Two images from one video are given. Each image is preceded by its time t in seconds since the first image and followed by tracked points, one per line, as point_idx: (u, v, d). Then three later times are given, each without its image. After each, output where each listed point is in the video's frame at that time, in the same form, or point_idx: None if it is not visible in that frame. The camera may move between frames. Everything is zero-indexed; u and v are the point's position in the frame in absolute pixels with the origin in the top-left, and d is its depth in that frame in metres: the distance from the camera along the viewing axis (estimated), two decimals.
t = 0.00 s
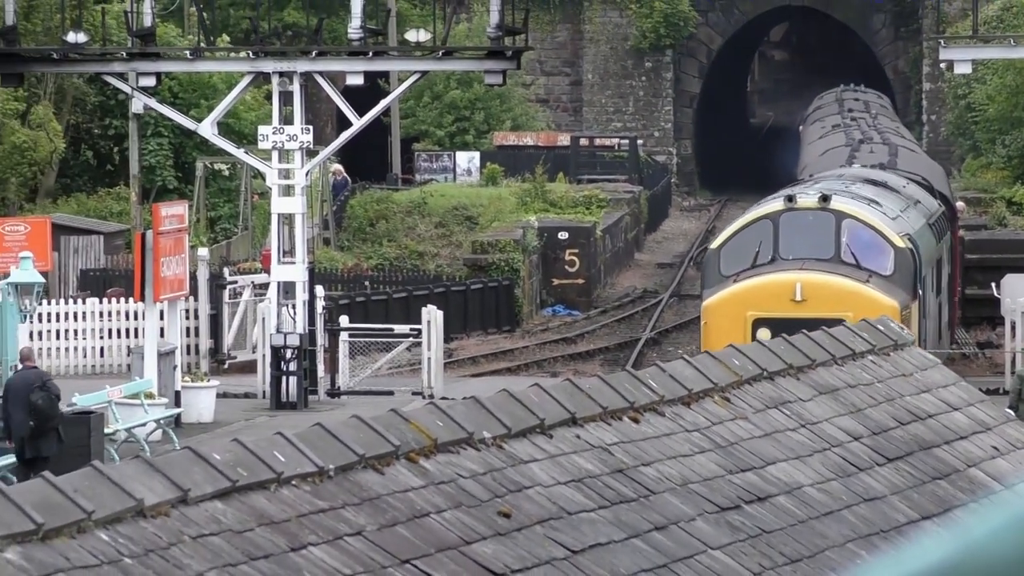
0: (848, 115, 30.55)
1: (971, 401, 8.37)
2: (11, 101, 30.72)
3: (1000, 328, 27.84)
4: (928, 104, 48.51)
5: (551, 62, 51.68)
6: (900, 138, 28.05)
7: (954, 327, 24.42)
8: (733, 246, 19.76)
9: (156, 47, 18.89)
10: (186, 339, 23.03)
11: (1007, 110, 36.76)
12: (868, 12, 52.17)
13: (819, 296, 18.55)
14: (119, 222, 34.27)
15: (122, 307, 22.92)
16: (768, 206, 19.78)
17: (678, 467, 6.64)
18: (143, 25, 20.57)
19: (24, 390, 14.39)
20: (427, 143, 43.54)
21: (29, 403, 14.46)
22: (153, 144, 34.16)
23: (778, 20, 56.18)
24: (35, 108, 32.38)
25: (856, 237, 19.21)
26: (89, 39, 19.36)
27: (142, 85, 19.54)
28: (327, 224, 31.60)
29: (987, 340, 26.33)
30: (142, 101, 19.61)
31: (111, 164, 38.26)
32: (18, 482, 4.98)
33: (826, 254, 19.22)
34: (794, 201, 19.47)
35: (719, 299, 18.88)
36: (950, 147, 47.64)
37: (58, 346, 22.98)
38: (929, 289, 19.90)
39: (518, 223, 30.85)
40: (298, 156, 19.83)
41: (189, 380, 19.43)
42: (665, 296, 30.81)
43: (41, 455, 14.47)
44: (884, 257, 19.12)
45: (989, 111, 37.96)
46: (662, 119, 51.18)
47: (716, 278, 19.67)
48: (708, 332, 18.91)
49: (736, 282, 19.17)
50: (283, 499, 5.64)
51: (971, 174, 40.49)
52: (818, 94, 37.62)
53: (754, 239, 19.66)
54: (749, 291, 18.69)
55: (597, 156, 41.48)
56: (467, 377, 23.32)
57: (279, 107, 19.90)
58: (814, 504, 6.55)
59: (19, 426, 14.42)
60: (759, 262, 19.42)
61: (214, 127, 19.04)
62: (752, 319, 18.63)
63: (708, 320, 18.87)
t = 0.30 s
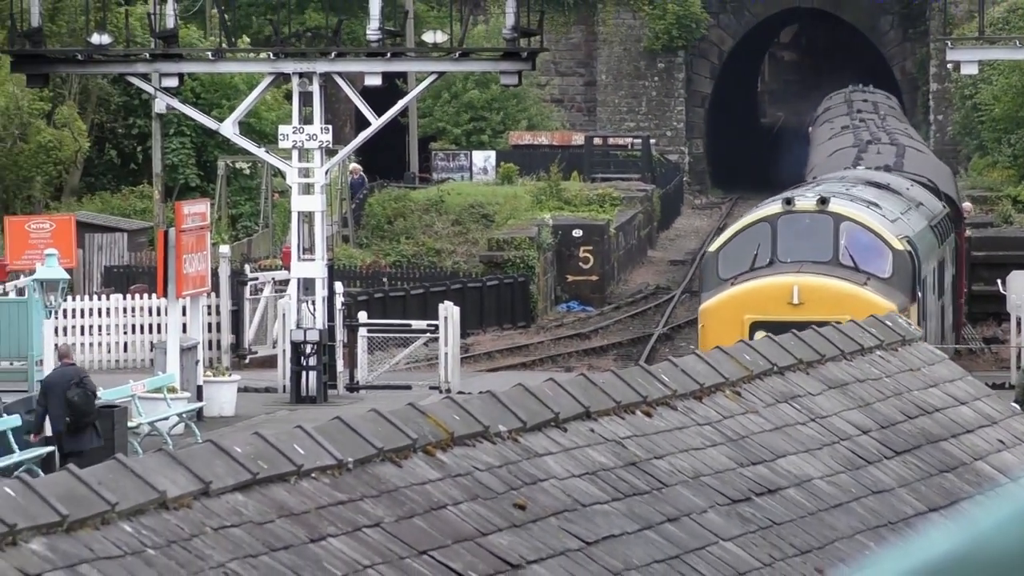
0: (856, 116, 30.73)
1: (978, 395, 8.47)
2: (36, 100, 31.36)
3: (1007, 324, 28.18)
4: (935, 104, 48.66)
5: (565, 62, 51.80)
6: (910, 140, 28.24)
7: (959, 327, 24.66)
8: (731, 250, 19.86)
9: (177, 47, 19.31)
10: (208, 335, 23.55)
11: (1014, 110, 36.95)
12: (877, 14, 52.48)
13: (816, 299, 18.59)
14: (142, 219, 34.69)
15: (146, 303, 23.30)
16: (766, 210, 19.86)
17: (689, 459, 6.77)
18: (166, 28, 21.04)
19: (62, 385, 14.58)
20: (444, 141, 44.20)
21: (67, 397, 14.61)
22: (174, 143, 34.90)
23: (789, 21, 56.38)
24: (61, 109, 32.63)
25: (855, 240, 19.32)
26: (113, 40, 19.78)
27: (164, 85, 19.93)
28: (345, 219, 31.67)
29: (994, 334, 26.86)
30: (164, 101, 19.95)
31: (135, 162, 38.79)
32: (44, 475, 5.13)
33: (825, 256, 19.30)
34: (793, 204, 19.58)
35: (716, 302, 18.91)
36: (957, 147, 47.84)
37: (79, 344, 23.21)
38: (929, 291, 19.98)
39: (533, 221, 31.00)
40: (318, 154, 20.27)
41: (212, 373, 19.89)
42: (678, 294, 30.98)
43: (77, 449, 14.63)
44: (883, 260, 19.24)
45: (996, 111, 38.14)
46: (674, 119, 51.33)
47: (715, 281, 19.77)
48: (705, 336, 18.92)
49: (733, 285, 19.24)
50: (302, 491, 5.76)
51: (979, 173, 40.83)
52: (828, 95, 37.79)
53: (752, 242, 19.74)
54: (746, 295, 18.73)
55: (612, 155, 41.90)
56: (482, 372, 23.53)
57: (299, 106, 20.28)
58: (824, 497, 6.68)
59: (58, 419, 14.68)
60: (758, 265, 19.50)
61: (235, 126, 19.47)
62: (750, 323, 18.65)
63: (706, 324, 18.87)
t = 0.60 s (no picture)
0: (865, 115, 31.01)
1: (983, 386, 8.60)
2: (61, 99, 32.47)
3: (1013, 317, 28.61)
4: (941, 101, 49.04)
5: (578, 61, 52.09)
6: (915, 138, 28.65)
7: (964, 324, 24.90)
8: (728, 250, 19.92)
9: (200, 46, 19.99)
10: (229, 327, 23.99)
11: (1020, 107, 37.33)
12: (883, 13, 52.92)
13: (812, 299, 18.58)
14: (163, 213, 35.17)
15: (167, 296, 23.56)
16: (763, 210, 19.91)
17: (700, 450, 6.90)
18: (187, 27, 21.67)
19: (95, 371, 15.96)
20: (460, 137, 44.74)
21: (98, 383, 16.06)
22: (195, 139, 35.79)
23: (797, 19, 56.66)
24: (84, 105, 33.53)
25: (851, 240, 19.33)
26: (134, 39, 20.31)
27: (185, 83, 20.56)
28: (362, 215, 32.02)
29: (998, 328, 27.71)
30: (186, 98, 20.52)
31: (157, 159, 39.07)
32: (66, 464, 5.27)
33: (821, 257, 19.32)
34: (789, 204, 19.64)
35: (711, 302, 18.95)
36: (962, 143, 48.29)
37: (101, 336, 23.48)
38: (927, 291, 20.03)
39: (546, 216, 31.31)
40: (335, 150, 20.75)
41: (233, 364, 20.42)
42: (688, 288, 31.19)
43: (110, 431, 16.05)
44: (879, 260, 19.24)
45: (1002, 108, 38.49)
46: (685, 116, 51.62)
47: (711, 281, 19.82)
48: (701, 336, 18.92)
49: (729, 285, 19.28)
50: (320, 480, 5.89)
51: (983, 169, 41.32)
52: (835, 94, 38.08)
53: (749, 242, 19.80)
54: (740, 296, 18.76)
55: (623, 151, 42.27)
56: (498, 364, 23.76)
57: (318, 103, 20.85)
58: (831, 486, 6.81)
59: (89, 406, 16.04)
60: (754, 265, 19.57)
61: (255, 122, 20.20)
62: (745, 323, 18.65)
63: (702, 324, 18.87)
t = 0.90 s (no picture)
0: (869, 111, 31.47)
1: (984, 376, 8.74)
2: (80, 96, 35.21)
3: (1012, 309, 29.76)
4: (942, 97, 49.68)
5: (587, 57, 52.10)
6: (919, 134, 29.20)
7: (966, 319, 25.20)
8: (720, 250, 20.28)
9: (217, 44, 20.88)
10: (247, 319, 25.45)
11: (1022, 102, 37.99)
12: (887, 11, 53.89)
13: (801, 299, 18.91)
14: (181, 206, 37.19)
15: (183, 289, 25.21)
16: (754, 210, 20.26)
17: (706, 438, 7.04)
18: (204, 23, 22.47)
19: (130, 357, 16.67)
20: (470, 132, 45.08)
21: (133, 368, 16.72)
22: (213, 134, 38.23)
23: (803, 18, 56.89)
24: (105, 103, 36.59)
25: (843, 240, 19.66)
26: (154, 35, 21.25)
27: (202, 78, 21.52)
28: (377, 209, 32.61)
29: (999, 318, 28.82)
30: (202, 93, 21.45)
31: (174, 153, 41.90)
32: (86, 452, 5.41)
33: (812, 256, 19.64)
34: (780, 204, 19.98)
35: (701, 302, 19.28)
36: (964, 138, 48.98)
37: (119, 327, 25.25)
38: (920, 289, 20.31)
39: (556, 210, 31.62)
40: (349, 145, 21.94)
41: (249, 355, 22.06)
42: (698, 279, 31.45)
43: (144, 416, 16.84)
44: (871, 259, 19.59)
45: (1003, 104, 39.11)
46: (693, 112, 51.84)
47: (702, 281, 20.16)
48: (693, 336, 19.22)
49: (719, 285, 19.61)
50: (334, 468, 6.02)
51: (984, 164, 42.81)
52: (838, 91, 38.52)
53: (740, 242, 20.16)
54: (730, 295, 19.07)
55: (631, 145, 42.43)
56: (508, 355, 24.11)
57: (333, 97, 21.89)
58: (835, 474, 6.94)
59: (125, 390, 16.76)
60: (744, 265, 19.90)
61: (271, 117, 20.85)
62: (735, 323, 18.96)
63: (692, 324, 19.17)
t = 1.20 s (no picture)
0: (870, 109, 31.95)
1: (982, 366, 8.88)
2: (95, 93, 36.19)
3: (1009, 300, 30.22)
4: (941, 93, 50.21)
5: (593, 54, 53.06)
6: (919, 131, 29.91)
7: (961, 310, 25.86)
8: (707, 250, 20.31)
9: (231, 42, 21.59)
10: (258, 310, 26.12)
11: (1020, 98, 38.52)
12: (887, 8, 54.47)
13: (787, 300, 18.96)
14: (196, 199, 38.33)
15: (197, 281, 25.76)
16: (741, 210, 20.37)
17: (710, 428, 7.18)
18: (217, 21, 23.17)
19: (152, 350, 16.80)
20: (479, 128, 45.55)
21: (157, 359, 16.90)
22: (225, 129, 39.44)
23: (805, 14, 57.07)
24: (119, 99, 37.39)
25: (831, 240, 19.82)
26: (167, 34, 21.96)
27: (215, 75, 22.24)
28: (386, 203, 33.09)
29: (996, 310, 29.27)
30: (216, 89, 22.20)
31: (189, 151, 42.26)
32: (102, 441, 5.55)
33: (801, 257, 19.76)
34: (768, 204, 20.09)
35: (688, 302, 19.32)
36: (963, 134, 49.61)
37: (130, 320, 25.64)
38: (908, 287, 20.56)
39: (563, 204, 31.95)
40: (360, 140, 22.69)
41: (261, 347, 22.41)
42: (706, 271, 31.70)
43: (166, 408, 17.02)
44: (860, 259, 19.79)
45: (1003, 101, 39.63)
46: (696, 108, 52.14)
47: (690, 282, 20.19)
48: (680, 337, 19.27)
49: (707, 285, 19.64)
50: (346, 457, 6.15)
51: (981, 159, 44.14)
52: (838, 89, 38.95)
53: (728, 242, 20.23)
54: (717, 296, 19.10)
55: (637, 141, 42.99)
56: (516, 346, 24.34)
57: (344, 95, 22.66)
58: (836, 462, 7.07)
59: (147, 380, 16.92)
60: (733, 265, 19.97)
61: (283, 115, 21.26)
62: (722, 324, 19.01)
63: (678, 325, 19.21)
